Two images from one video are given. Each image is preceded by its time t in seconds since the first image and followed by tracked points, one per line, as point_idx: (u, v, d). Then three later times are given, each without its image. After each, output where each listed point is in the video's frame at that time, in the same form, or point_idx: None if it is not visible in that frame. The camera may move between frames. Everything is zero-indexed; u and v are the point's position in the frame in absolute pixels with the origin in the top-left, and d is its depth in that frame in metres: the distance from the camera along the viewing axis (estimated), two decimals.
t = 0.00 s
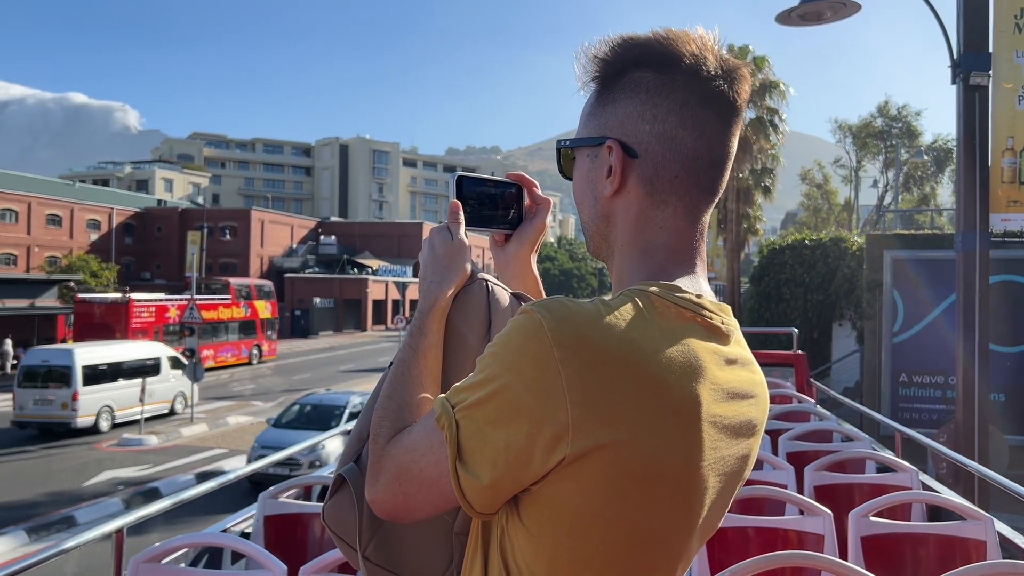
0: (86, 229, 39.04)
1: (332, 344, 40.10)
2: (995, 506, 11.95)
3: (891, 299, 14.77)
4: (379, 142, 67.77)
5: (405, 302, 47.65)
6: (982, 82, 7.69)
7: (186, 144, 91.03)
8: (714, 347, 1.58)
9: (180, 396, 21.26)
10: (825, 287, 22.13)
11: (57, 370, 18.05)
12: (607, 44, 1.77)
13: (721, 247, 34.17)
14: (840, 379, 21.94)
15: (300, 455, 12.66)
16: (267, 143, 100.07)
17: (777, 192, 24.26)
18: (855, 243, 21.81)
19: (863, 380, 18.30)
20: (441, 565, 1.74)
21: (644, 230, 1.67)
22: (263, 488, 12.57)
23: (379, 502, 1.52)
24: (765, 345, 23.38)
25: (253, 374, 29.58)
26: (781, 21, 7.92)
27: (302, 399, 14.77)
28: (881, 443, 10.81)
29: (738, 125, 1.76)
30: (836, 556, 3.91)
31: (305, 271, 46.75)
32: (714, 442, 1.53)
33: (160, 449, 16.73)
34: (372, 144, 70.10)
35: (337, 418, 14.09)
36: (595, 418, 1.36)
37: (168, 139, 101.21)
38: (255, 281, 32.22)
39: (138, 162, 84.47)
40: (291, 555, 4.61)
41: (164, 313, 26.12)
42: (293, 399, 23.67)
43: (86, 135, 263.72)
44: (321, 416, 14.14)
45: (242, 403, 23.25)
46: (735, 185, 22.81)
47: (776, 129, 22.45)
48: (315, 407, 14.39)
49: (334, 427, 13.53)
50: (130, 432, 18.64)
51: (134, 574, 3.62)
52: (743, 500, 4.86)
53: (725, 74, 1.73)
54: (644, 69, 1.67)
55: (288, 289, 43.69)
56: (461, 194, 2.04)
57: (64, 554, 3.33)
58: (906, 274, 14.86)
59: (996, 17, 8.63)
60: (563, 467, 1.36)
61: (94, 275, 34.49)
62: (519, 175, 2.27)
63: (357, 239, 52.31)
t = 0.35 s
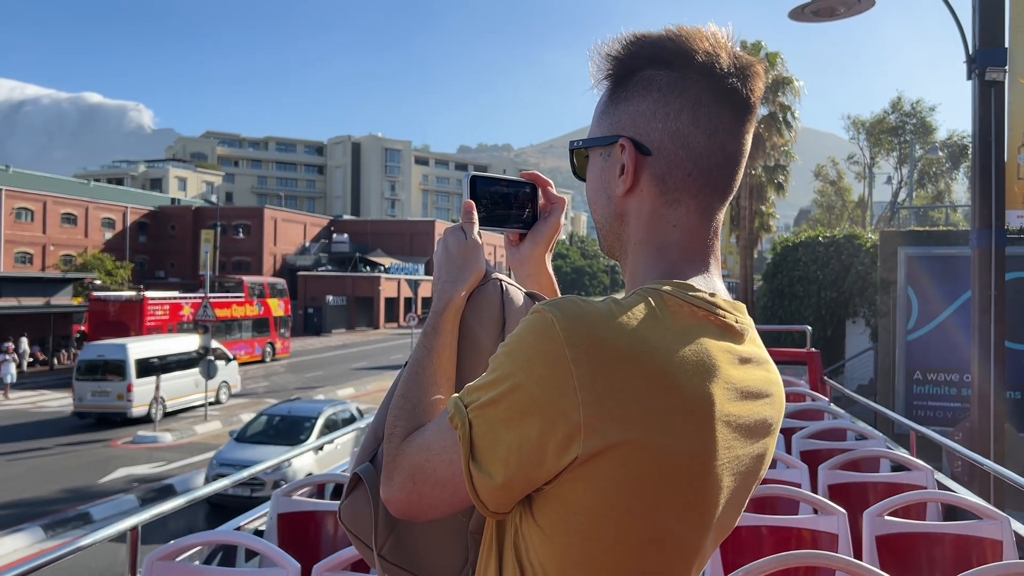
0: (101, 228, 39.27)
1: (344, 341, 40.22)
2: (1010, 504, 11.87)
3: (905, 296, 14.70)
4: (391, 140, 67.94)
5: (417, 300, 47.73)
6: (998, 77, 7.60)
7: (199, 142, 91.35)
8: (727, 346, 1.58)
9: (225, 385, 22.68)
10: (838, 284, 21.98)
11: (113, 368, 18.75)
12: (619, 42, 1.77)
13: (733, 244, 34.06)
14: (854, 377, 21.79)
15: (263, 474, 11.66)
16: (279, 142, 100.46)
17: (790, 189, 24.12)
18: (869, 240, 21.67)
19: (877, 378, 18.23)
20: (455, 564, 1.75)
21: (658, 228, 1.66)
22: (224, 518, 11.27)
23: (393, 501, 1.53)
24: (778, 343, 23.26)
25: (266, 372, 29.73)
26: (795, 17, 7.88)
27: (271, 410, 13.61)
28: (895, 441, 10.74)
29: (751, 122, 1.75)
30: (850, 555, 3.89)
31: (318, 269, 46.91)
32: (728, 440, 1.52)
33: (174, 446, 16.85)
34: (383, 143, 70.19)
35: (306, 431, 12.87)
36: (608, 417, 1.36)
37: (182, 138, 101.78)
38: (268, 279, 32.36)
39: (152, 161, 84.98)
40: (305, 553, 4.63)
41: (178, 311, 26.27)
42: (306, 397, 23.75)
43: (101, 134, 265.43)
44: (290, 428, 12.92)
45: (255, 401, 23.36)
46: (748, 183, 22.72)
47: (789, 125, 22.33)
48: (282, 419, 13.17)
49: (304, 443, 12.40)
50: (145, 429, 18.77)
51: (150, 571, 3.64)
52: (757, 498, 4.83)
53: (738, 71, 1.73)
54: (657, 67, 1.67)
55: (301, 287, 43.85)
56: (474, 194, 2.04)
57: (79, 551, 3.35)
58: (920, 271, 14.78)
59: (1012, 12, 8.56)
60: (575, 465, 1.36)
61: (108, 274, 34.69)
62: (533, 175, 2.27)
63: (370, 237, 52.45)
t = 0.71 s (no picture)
0: (105, 225, 39.33)
1: (348, 339, 40.26)
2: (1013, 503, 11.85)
3: (909, 294, 14.66)
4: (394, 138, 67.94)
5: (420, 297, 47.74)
6: (1004, 75, 7.58)
7: (203, 139, 91.46)
8: (731, 342, 1.57)
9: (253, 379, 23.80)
10: (842, 281, 21.93)
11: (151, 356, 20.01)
12: (622, 37, 1.75)
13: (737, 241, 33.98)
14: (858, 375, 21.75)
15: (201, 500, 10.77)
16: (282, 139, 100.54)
17: (794, 186, 24.06)
18: (873, 238, 21.62)
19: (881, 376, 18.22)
20: (457, 562, 1.74)
21: (662, 224, 1.65)
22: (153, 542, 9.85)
23: (393, 498, 1.52)
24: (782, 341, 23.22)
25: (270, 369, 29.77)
26: (799, 14, 7.84)
27: (218, 420, 12.71)
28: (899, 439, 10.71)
29: (754, 118, 1.74)
30: (855, 553, 3.88)
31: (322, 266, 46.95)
32: (732, 437, 1.51)
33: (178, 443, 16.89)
34: (387, 140, 70.15)
35: (255, 450, 11.99)
36: (613, 413, 1.35)
37: (186, 135, 101.85)
38: (272, 277, 32.39)
39: (156, 159, 85.07)
40: (308, 549, 4.63)
41: (182, 308, 26.32)
42: (310, 394, 23.79)
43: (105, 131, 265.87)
44: (237, 447, 12.10)
45: (259, 398, 23.40)
46: (752, 180, 22.69)
47: (793, 122, 22.28)
48: (228, 434, 12.33)
49: (249, 464, 11.43)
50: (149, 426, 18.82)
51: (153, 568, 3.66)
52: (761, 496, 4.82)
53: (740, 66, 1.71)
54: (661, 62, 1.66)
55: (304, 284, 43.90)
56: (477, 190, 2.04)
57: (81, 549, 3.35)
58: (924, 269, 14.75)
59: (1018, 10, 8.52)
60: (577, 461, 1.35)
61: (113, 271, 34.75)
62: (536, 171, 2.26)
63: (373, 234, 52.49)
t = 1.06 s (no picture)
0: (104, 221, 39.29)
1: (347, 335, 40.24)
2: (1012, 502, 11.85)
3: (908, 294, 14.64)
4: (394, 135, 67.86)
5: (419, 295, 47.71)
6: (1005, 74, 7.55)
7: (202, 136, 91.35)
8: (734, 342, 1.55)
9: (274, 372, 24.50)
10: (841, 280, 21.96)
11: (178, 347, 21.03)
12: (623, 36, 1.74)
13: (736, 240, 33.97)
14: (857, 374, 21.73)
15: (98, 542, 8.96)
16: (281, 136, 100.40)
17: (793, 185, 24.07)
18: (872, 237, 21.63)
19: (879, 375, 18.22)
20: (456, 563, 1.72)
21: (664, 224, 1.63)
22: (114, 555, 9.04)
23: (391, 498, 1.51)
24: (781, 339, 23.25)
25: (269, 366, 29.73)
26: (800, 12, 7.82)
27: (131, 442, 10.85)
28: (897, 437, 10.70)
29: (756, 116, 1.72)
30: (856, 554, 3.86)
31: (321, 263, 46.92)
32: (734, 438, 1.50)
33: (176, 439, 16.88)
34: (386, 137, 70.09)
35: (171, 476, 10.15)
36: (616, 413, 1.34)
37: (185, 131, 101.76)
38: (271, 274, 32.42)
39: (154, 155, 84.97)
40: (307, 548, 4.61)
41: (180, 304, 26.26)
42: (308, 391, 23.78)
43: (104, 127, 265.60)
44: (152, 472, 10.21)
45: (258, 395, 23.38)
46: (752, 178, 22.67)
47: (793, 121, 22.31)
48: (144, 456, 10.44)
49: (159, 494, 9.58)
50: (148, 423, 18.82)
51: (152, 566, 3.66)
52: (760, 496, 4.82)
53: (744, 65, 1.70)
54: (662, 61, 1.64)
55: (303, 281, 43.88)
56: (475, 188, 2.02)
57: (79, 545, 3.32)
58: (924, 268, 14.73)
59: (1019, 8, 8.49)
60: (582, 462, 1.33)
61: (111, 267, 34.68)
62: (534, 170, 2.24)
63: (372, 231, 52.47)
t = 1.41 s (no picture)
0: (101, 217, 39.22)
1: (343, 333, 40.20)
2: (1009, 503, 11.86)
3: (905, 294, 14.61)
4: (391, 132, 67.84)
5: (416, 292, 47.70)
6: (1002, 75, 7.55)
7: (199, 132, 91.19)
8: (736, 343, 1.55)
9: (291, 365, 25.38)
10: (838, 280, 22.00)
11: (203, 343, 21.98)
12: (624, 34, 1.73)
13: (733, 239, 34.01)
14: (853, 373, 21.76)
15: None
16: (278, 133, 100.34)
17: (791, 185, 24.08)
18: (869, 237, 21.67)
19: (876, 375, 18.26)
20: (455, 562, 1.72)
21: (666, 223, 1.63)
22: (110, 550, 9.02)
23: (389, 497, 1.50)
24: (777, 338, 23.27)
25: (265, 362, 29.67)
26: (798, 12, 7.83)
27: None
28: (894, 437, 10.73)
29: (758, 116, 1.71)
30: (853, 554, 3.86)
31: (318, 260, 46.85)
32: (736, 439, 1.49)
33: (172, 436, 16.86)
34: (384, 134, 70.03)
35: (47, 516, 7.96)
36: (619, 414, 1.33)
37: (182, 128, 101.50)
38: (268, 271, 32.42)
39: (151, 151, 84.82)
40: (306, 546, 4.61)
41: (177, 301, 26.20)
42: (305, 388, 23.77)
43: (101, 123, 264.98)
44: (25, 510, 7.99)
45: (254, 392, 23.36)
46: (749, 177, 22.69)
47: (790, 121, 22.34)
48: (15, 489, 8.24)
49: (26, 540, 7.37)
50: (144, 419, 18.80)
51: (149, 565, 3.62)
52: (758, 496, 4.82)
53: (745, 64, 1.69)
54: (665, 60, 1.64)
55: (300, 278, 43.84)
56: (476, 187, 2.01)
57: (76, 543, 3.30)
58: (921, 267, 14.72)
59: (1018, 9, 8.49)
60: (585, 462, 1.33)
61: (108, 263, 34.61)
62: (536, 170, 2.24)
63: (369, 229, 52.45)
